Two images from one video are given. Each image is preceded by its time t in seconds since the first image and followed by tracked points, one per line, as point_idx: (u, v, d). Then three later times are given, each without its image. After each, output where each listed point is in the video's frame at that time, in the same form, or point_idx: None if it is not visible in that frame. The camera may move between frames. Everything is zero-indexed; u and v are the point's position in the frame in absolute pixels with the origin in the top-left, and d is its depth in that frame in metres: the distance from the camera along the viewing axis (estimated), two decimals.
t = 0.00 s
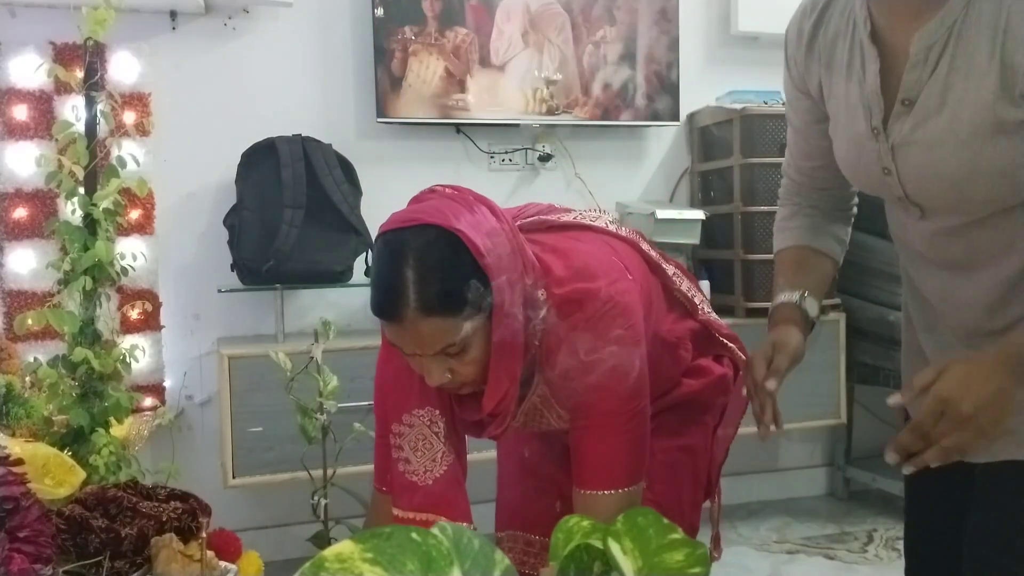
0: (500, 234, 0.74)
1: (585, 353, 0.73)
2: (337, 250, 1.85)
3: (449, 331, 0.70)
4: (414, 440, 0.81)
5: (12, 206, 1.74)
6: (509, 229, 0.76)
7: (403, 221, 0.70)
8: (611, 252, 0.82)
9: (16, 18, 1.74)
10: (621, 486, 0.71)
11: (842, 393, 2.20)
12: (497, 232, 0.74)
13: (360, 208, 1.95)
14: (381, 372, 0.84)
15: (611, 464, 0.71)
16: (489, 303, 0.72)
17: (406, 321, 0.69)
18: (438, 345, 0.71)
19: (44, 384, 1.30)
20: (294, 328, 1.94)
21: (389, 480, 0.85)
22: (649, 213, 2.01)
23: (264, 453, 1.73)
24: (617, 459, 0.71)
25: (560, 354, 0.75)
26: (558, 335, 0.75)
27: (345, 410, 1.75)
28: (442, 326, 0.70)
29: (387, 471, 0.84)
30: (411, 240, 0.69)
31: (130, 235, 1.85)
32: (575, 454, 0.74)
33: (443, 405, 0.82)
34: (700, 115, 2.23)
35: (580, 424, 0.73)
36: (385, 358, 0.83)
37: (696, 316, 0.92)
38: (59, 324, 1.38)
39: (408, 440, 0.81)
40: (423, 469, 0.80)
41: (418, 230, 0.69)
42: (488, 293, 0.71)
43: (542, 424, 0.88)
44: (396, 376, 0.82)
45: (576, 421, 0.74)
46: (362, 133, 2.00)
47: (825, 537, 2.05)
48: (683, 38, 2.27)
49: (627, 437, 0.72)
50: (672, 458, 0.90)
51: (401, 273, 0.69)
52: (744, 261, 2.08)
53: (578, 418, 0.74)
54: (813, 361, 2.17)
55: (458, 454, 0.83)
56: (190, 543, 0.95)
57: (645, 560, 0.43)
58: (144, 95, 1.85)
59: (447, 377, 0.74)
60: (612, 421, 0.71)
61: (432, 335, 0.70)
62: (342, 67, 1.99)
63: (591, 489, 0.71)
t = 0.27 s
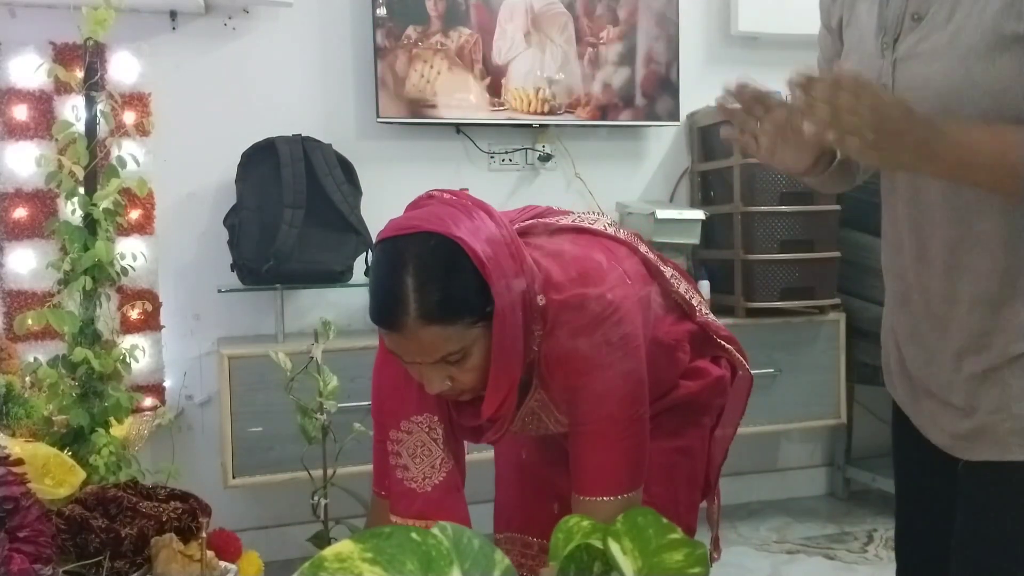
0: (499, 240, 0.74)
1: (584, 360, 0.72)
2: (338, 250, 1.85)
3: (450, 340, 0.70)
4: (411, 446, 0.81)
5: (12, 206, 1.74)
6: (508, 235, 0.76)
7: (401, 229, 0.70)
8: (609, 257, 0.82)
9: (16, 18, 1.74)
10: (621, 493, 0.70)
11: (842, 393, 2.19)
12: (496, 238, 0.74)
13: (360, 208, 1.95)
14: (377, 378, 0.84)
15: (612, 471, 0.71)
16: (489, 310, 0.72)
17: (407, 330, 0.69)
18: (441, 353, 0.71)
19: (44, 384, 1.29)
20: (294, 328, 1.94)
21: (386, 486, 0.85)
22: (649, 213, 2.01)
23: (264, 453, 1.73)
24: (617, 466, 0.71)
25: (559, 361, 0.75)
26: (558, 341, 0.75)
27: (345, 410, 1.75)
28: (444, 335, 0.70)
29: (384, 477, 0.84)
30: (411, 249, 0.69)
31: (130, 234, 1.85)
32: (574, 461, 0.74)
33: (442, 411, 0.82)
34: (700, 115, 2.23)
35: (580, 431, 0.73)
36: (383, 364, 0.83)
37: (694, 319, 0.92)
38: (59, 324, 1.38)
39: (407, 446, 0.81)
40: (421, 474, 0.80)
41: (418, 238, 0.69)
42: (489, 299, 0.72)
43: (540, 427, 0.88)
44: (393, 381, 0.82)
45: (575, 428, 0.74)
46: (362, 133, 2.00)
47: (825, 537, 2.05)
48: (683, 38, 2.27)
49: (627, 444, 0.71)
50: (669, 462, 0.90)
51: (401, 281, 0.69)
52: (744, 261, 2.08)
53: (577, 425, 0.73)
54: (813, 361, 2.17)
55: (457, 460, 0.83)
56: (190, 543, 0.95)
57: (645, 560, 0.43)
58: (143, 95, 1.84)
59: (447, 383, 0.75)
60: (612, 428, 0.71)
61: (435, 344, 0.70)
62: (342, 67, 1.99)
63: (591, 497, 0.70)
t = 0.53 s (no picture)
0: (499, 242, 0.74)
1: (583, 361, 0.73)
2: (338, 250, 1.85)
3: (449, 343, 0.70)
4: (408, 446, 0.81)
5: (12, 206, 1.74)
6: (508, 237, 0.76)
7: (401, 231, 0.70)
8: (609, 258, 0.82)
9: (16, 18, 1.74)
10: (619, 496, 0.70)
11: (842, 392, 2.19)
12: (496, 240, 0.74)
13: (360, 207, 1.95)
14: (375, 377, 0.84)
15: (610, 473, 0.70)
16: (489, 313, 0.72)
17: (407, 332, 0.69)
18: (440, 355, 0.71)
19: (44, 384, 1.30)
20: (294, 328, 1.94)
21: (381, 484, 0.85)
22: (649, 213, 2.01)
23: (264, 453, 1.73)
24: (616, 470, 0.71)
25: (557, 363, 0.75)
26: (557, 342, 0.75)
27: (345, 410, 1.75)
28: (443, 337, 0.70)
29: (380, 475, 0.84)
30: (410, 250, 0.69)
31: (130, 234, 1.85)
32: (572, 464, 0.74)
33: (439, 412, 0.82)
34: (700, 115, 2.23)
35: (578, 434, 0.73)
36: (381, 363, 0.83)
37: (691, 320, 0.92)
38: (59, 324, 1.38)
39: (403, 446, 0.81)
40: (417, 474, 0.80)
41: (418, 240, 0.69)
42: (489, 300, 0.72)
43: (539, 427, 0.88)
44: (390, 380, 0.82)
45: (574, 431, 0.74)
46: (362, 132, 2.00)
47: (825, 537, 2.05)
48: (683, 38, 2.27)
49: (626, 448, 0.71)
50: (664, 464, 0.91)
51: (401, 283, 0.69)
52: (744, 261, 2.08)
53: (576, 428, 0.73)
54: (814, 361, 2.17)
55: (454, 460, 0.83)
56: (190, 543, 0.95)
57: (645, 560, 0.43)
58: (144, 95, 1.84)
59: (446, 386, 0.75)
60: (610, 431, 0.71)
61: (434, 347, 0.70)
62: (343, 67, 1.99)
63: (590, 499, 0.70)
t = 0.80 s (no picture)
0: (500, 242, 0.74)
1: (587, 359, 0.73)
2: (338, 250, 1.85)
3: (452, 345, 0.70)
4: (413, 451, 0.81)
5: (12, 206, 1.74)
6: (508, 236, 0.76)
7: (403, 233, 0.70)
8: (609, 253, 0.82)
9: (17, 19, 1.74)
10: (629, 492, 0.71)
11: (842, 393, 2.19)
12: (497, 239, 0.74)
13: (360, 207, 1.95)
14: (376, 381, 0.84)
15: (620, 469, 0.71)
16: (493, 313, 0.72)
17: (412, 333, 0.69)
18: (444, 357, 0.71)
19: (44, 384, 1.30)
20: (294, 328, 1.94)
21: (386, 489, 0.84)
22: (649, 213, 2.02)
23: (264, 453, 1.73)
24: (627, 465, 0.71)
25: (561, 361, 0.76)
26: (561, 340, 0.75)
27: (345, 410, 1.75)
28: (447, 338, 0.70)
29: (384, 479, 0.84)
30: (412, 252, 0.69)
31: (130, 234, 1.85)
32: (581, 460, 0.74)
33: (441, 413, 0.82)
34: (700, 115, 2.23)
35: (586, 431, 0.73)
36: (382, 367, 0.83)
37: (690, 317, 0.92)
38: (59, 324, 1.38)
39: (409, 450, 0.81)
40: (425, 480, 0.79)
41: (420, 242, 0.69)
42: (490, 300, 0.72)
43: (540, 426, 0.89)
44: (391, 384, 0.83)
45: (581, 428, 0.75)
46: (362, 132, 2.00)
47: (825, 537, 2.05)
48: (684, 38, 2.27)
49: (634, 444, 0.72)
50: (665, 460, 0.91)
51: (405, 286, 0.69)
52: (744, 261, 2.08)
53: (583, 425, 0.74)
54: (814, 361, 2.17)
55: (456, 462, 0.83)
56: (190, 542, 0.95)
57: (645, 560, 0.43)
58: (144, 95, 1.84)
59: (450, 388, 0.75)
60: (618, 428, 0.71)
61: (439, 348, 0.70)
62: (343, 68, 1.99)
63: (602, 495, 0.71)
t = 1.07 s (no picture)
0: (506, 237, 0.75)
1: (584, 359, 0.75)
2: (338, 250, 1.85)
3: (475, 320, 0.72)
4: (420, 481, 0.82)
5: (12, 206, 1.74)
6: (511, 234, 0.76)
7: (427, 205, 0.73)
8: (610, 252, 0.82)
9: (17, 18, 1.74)
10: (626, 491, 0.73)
11: (842, 393, 2.19)
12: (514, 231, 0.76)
13: (360, 207, 1.95)
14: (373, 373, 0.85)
15: (616, 470, 0.73)
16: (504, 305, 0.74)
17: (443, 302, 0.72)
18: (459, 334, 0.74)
19: (44, 384, 1.30)
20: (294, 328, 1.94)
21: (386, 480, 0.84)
22: (649, 213, 2.02)
23: (264, 453, 1.73)
24: (625, 463, 0.73)
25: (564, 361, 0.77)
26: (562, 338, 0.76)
27: (344, 410, 1.75)
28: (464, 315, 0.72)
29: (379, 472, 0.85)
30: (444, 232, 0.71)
31: (130, 234, 1.85)
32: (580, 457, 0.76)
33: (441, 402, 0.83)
34: (700, 115, 2.22)
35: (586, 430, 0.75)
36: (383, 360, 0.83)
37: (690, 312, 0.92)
38: (59, 324, 1.38)
39: (414, 478, 0.82)
40: (430, 510, 0.81)
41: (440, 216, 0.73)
42: (511, 277, 0.73)
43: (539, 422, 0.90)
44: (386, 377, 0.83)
45: (582, 424, 0.76)
46: (362, 132, 2.00)
47: (825, 537, 2.05)
48: (683, 40, 2.27)
49: (634, 443, 0.74)
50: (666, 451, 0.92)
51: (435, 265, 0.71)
52: (744, 261, 2.08)
53: (584, 422, 0.75)
54: (814, 361, 2.17)
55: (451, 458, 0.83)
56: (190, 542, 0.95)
57: (646, 559, 0.43)
58: (144, 95, 1.84)
59: (467, 363, 0.76)
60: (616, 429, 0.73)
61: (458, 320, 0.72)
62: (342, 68, 1.99)
63: (601, 493, 0.73)
